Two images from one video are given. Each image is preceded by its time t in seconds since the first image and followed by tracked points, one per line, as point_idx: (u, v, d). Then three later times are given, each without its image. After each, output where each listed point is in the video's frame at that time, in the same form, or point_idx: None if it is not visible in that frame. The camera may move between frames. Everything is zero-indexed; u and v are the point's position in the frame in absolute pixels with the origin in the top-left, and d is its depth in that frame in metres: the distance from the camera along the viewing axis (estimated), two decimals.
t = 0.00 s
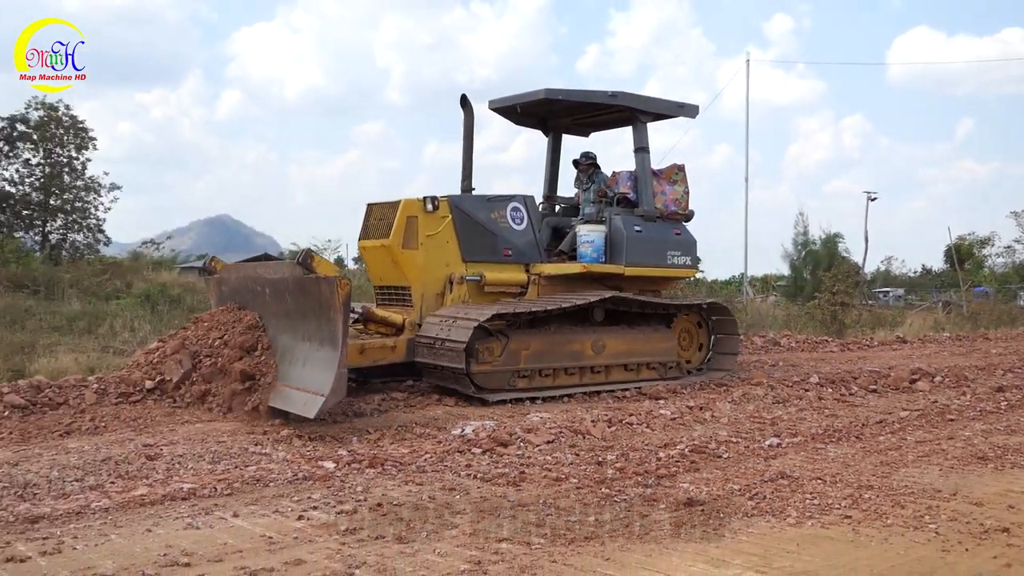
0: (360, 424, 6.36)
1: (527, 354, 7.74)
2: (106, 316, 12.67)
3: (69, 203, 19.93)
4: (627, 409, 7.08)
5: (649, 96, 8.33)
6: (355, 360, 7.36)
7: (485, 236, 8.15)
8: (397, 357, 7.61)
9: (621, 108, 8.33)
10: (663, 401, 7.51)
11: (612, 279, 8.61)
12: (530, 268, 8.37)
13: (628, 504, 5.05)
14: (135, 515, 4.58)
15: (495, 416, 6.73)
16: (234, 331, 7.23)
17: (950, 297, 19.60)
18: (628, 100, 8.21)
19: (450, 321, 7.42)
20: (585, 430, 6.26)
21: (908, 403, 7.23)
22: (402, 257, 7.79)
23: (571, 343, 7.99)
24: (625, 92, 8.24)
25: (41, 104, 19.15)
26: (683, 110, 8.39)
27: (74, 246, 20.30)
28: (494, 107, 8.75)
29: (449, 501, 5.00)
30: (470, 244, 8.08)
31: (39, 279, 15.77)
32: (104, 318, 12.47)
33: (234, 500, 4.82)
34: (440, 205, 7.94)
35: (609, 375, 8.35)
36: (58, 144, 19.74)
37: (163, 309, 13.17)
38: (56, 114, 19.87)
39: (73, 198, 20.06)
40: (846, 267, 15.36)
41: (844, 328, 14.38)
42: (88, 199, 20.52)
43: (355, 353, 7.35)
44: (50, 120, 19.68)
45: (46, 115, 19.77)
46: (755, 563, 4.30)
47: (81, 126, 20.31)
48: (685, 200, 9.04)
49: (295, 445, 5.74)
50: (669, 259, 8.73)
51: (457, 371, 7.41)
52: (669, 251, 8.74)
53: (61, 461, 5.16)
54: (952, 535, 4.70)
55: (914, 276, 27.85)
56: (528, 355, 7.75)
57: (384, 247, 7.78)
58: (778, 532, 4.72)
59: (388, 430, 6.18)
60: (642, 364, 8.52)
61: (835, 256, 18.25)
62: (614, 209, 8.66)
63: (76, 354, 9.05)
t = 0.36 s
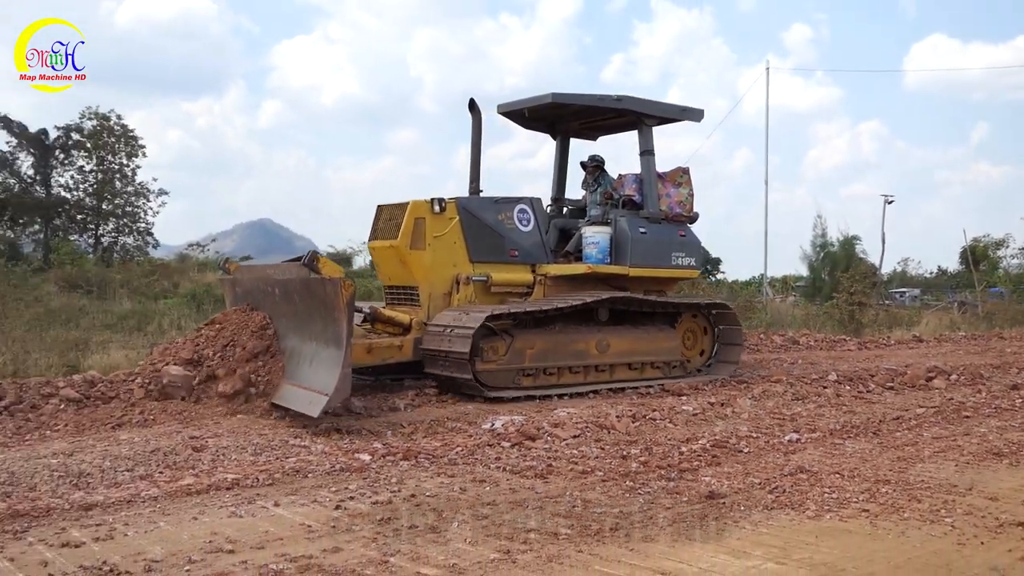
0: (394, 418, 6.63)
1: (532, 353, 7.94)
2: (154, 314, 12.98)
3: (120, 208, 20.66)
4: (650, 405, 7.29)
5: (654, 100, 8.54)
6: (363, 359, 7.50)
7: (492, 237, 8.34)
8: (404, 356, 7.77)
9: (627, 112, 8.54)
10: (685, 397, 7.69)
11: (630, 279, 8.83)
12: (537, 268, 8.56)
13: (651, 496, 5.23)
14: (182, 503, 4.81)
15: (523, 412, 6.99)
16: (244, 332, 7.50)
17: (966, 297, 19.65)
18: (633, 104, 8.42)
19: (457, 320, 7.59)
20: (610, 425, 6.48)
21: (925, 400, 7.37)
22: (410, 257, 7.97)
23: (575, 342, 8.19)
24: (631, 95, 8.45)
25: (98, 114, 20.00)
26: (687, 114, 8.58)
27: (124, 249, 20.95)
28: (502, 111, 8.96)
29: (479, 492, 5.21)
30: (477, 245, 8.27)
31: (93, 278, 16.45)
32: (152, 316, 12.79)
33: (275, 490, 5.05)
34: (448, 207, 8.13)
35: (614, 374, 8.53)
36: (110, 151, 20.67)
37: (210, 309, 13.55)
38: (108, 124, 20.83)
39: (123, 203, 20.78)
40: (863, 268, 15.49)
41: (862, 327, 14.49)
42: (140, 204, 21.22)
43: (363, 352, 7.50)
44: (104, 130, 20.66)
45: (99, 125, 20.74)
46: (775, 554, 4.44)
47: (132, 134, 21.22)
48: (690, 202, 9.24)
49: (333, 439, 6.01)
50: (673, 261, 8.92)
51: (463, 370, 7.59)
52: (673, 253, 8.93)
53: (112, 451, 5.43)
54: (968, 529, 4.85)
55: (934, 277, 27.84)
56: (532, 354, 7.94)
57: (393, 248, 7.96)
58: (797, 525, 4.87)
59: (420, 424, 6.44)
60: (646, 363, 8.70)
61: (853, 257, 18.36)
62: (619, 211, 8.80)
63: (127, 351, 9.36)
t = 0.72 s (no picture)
0: (426, 415, 6.91)
1: (536, 352, 8.06)
2: (200, 314, 13.33)
3: (167, 212, 21.04)
4: (673, 402, 7.47)
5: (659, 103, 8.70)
6: (369, 358, 7.63)
7: (498, 238, 8.44)
8: (409, 356, 7.89)
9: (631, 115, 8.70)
10: (707, 395, 7.85)
11: (648, 280, 9.03)
12: (542, 269, 8.68)
13: (675, 491, 5.38)
14: (224, 495, 5.01)
15: (551, 409, 7.26)
16: (253, 334, 7.76)
17: (984, 298, 19.66)
18: (638, 108, 8.55)
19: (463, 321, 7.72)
20: (633, 422, 6.67)
21: (942, 399, 7.49)
22: (417, 258, 8.08)
23: (579, 342, 8.31)
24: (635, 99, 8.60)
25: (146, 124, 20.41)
26: (692, 118, 8.72)
27: (170, 252, 21.23)
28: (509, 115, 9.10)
29: (508, 486, 5.39)
30: (484, 246, 8.37)
31: (140, 280, 16.80)
32: (197, 316, 13.10)
33: (313, 483, 5.26)
34: (454, 208, 8.24)
35: (617, 373, 8.66)
36: (155, 159, 21.09)
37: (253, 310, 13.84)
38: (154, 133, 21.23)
39: (169, 208, 21.17)
40: (881, 270, 15.58)
41: (880, 327, 14.55)
42: (185, 209, 21.58)
43: (369, 352, 7.62)
44: (149, 139, 21.09)
45: (145, 133, 21.19)
46: (795, 548, 4.55)
47: (179, 142, 21.62)
48: (694, 205, 9.35)
49: (368, 434, 6.27)
50: (676, 262, 9.04)
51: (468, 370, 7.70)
52: (677, 254, 9.05)
53: (159, 445, 5.70)
54: (986, 525, 4.96)
55: (954, 279, 27.79)
56: (536, 353, 8.06)
57: (400, 248, 8.06)
58: (816, 520, 4.99)
59: (451, 420, 6.73)
60: (650, 363, 8.83)
61: (871, 258, 18.41)
62: (624, 213, 8.91)
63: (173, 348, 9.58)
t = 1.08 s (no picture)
0: (455, 412, 7.31)
1: (535, 351, 8.13)
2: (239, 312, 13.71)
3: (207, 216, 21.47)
4: (692, 399, 7.66)
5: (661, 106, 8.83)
6: (370, 357, 7.75)
7: (500, 239, 8.54)
8: (409, 354, 8.04)
9: (634, 118, 8.83)
10: (725, 392, 8.04)
11: (653, 280, 9.18)
12: (543, 269, 8.77)
13: (695, 484, 5.51)
14: (263, 485, 5.19)
15: (573, 404, 7.53)
16: (257, 332, 7.91)
17: (997, 298, 19.70)
18: (638, 110, 8.70)
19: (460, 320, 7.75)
20: (655, 417, 6.89)
21: (957, 397, 7.62)
22: (419, 259, 8.21)
23: (579, 341, 8.38)
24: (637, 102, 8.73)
25: (189, 132, 20.81)
26: (693, 121, 8.89)
27: (211, 254, 21.74)
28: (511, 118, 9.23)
29: (533, 477, 5.58)
30: (485, 246, 8.48)
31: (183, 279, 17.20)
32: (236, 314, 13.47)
33: (348, 474, 5.49)
34: (455, 210, 8.34)
35: (617, 371, 8.75)
36: (197, 164, 21.45)
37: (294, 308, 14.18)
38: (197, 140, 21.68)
39: (210, 212, 21.65)
40: (897, 271, 15.72)
41: (895, 326, 14.62)
42: (225, 213, 22.00)
43: (369, 351, 7.74)
44: (192, 145, 21.45)
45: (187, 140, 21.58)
46: (813, 540, 4.59)
47: (219, 148, 21.98)
48: (696, 206, 9.45)
49: (399, 428, 6.65)
50: (677, 262, 9.11)
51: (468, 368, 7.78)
52: (678, 255, 9.10)
53: (201, 437, 6.06)
54: (1000, 519, 5.02)
55: (968, 280, 27.80)
56: (535, 352, 8.14)
57: (402, 249, 8.20)
58: (833, 513, 5.04)
59: (479, 414, 7.17)
60: (650, 361, 8.91)
61: (886, 259, 18.49)
62: (625, 214, 9.00)
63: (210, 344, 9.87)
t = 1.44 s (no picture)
0: (492, 412, 7.36)
1: (547, 352, 8.06)
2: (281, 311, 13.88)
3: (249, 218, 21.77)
4: (730, 400, 7.63)
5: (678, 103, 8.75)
6: (381, 359, 7.72)
7: (514, 239, 8.46)
8: (420, 356, 7.98)
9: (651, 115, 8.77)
10: (764, 393, 7.99)
11: (676, 281, 9.07)
12: (558, 270, 8.66)
13: (733, 486, 5.48)
14: (304, 482, 5.27)
15: (610, 404, 7.55)
16: (267, 332, 7.85)
17: None
18: (655, 107, 8.63)
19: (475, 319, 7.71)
20: (692, 418, 6.87)
21: (1002, 400, 7.49)
22: (431, 259, 8.14)
23: (593, 343, 8.30)
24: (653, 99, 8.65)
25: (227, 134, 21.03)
26: (712, 117, 8.82)
27: (252, 254, 22.03)
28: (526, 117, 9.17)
29: (570, 477, 5.60)
30: (499, 246, 8.39)
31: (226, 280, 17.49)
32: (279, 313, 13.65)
33: (386, 472, 5.55)
34: (467, 210, 8.26)
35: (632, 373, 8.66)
36: (239, 167, 21.79)
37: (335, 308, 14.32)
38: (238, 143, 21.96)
39: (252, 213, 21.95)
40: (939, 270, 15.48)
41: (938, 327, 14.39)
42: (267, 214, 22.31)
43: (380, 352, 7.71)
44: (234, 148, 21.78)
45: (230, 143, 21.91)
46: (854, 544, 4.54)
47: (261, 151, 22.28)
48: (715, 206, 9.25)
49: (436, 427, 6.72)
50: (696, 262, 8.91)
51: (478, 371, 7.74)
52: (696, 254, 8.92)
53: (244, 434, 6.18)
54: None
55: (1013, 280, 27.27)
56: (548, 353, 8.07)
57: (414, 250, 8.14)
58: (875, 517, 4.98)
59: (516, 414, 7.21)
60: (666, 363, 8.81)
61: (927, 259, 18.19)
62: (642, 214, 8.84)
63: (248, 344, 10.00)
